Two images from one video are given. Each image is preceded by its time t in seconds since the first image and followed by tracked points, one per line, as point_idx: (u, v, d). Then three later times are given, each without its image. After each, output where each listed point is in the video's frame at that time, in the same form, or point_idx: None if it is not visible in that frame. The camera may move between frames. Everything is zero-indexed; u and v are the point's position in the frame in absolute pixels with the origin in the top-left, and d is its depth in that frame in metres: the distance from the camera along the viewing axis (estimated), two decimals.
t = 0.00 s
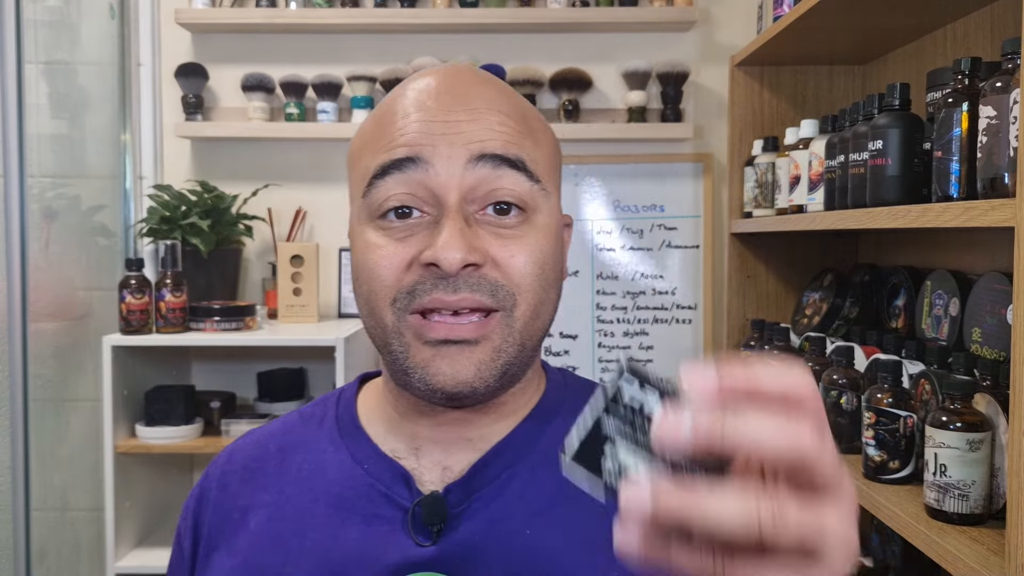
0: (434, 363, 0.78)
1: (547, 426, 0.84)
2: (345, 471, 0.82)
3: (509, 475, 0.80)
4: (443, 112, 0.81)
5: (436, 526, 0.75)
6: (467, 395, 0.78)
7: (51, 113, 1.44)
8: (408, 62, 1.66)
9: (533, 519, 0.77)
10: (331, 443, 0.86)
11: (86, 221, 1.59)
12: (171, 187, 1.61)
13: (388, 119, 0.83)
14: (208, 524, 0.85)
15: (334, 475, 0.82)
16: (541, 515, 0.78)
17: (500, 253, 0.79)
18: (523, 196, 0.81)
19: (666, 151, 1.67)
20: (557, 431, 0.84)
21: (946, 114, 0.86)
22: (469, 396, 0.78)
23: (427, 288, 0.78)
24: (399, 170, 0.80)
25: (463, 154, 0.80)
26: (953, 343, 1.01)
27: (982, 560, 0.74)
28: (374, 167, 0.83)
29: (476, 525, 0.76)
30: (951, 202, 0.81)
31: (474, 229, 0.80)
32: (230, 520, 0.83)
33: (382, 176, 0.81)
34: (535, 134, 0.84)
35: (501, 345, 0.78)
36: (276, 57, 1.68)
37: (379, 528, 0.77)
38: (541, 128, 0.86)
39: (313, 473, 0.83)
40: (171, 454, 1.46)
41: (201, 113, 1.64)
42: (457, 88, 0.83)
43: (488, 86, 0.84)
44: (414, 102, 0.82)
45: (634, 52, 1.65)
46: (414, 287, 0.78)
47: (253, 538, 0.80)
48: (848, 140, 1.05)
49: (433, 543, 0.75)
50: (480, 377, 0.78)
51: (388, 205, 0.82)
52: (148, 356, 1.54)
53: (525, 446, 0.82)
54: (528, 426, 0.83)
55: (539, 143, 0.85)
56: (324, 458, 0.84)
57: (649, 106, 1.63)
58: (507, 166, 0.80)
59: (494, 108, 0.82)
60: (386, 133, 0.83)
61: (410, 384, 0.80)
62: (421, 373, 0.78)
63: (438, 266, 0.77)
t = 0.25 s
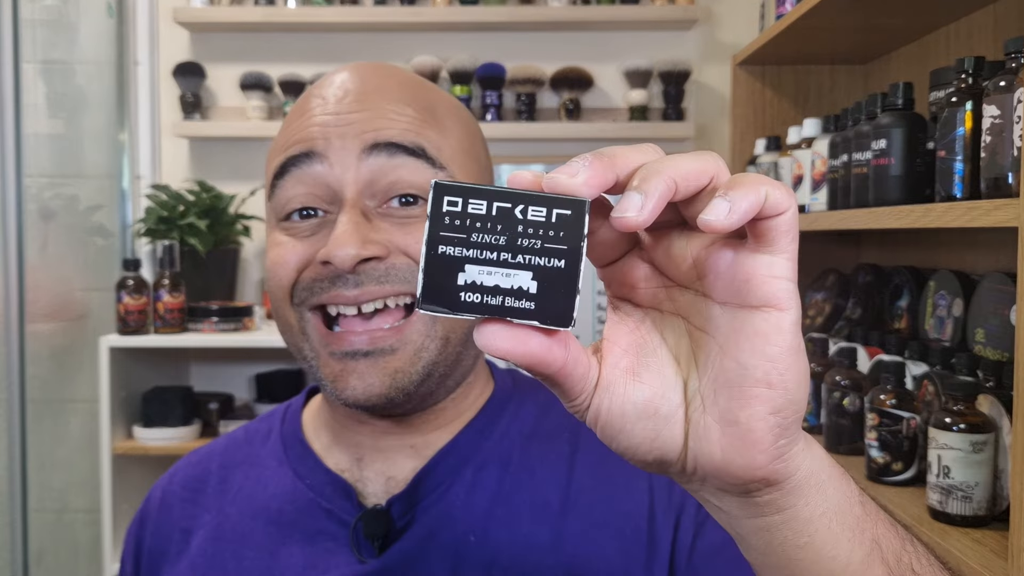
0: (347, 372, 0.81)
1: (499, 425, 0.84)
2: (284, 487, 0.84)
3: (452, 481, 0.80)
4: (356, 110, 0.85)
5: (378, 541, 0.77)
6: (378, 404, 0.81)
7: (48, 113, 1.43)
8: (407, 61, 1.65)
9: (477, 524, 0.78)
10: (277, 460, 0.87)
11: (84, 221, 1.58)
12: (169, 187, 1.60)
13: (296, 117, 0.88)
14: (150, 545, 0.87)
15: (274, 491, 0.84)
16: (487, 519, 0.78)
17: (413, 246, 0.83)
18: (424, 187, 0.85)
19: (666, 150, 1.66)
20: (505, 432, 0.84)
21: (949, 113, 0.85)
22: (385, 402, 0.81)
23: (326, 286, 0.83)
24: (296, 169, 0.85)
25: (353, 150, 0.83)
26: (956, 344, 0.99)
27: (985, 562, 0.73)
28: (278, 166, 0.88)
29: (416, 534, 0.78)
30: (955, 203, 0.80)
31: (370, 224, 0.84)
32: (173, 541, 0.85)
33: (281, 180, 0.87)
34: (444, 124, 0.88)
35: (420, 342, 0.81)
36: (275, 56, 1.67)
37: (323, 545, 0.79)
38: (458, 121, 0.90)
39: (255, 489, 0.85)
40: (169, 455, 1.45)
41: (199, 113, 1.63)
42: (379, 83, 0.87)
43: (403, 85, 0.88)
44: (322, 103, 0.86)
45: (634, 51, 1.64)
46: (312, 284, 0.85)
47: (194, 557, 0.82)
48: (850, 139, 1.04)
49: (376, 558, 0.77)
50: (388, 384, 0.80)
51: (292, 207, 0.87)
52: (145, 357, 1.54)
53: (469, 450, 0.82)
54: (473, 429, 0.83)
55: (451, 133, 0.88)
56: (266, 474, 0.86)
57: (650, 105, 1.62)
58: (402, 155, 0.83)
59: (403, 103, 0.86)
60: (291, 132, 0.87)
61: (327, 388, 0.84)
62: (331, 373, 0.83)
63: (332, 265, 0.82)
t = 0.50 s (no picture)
0: (346, 360, 0.82)
1: (502, 428, 0.84)
2: (288, 488, 0.84)
3: (455, 483, 0.80)
4: (356, 109, 0.85)
5: (380, 543, 0.78)
6: (376, 395, 0.81)
7: (48, 113, 1.43)
8: (407, 61, 1.65)
9: (481, 526, 0.78)
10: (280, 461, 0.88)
11: (84, 221, 1.58)
12: (169, 187, 1.60)
13: (298, 118, 0.88)
14: (157, 546, 0.88)
15: (278, 492, 0.84)
16: (490, 521, 0.78)
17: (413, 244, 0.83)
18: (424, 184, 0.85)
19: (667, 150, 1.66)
20: (508, 435, 0.84)
21: (949, 113, 0.85)
22: (383, 394, 0.81)
23: (327, 285, 0.83)
24: (297, 169, 0.86)
25: (355, 148, 0.84)
26: (956, 344, 0.99)
27: (986, 561, 0.73)
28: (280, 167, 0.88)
29: (420, 535, 0.77)
30: (956, 203, 0.80)
31: (372, 221, 0.84)
32: (178, 542, 0.86)
33: (284, 179, 0.87)
34: (444, 122, 0.87)
35: (417, 335, 0.81)
36: (275, 56, 1.67)
37: (325, 546, 0.79)
38: (459, 119, 0.89)
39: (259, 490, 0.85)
40: (169, 455, 1.45)
41: (199, 113, 1.63)
42: (377, 83, 0.87)
43: (405, 84, 0.88)
44: (323, 102, 0.86)
45: (634, 51, 1.64)
46: (316, 283, 0.84)
47: (198, 558, 0.82)
48: (850, 139, 1.04)
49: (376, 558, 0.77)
50: (387, 377, 0.80)
51: (295, 206, 0.88)
52: (146, 357, 1.54)
53: (472, 452, 0.82)
54: (476, 431, 0.83)
55: (451, 131, 0.87)
56: (269, 477, 0.86)
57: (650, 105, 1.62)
58: (404, 153, 0.83)
59: (402, 102, 0.86)
60: (292, 133, 0.88)
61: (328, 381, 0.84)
62: (333, 368, 0.83)
63: (334, 262, 0.81)
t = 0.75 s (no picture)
0: (350, 357, 0.82)
1: (505, 429, 0.84)
2: (292, 489, 0.84)
3: (458, 484, 0.80)
4: (358, 109, 0.85)
5: (383, 543, 0.78)
6: (380, 390, 0.81)
7: (48, 112, 1.43)
8: (407, 61, 1.65)
9: (484, 527, 0.78)
10: (285, 462, 0.88)
11: (84, 221, 1.58)
12: (169, 187, 1.60)
13: (300, 118, 0.89)
14: (160, 547, 0.88)
15: (282, 493, 0.84)
16: (494, 522, 0.78)
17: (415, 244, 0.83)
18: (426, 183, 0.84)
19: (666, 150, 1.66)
20: (511, 435, 0.84)
21: (949, 113, 0.85)
22: (387, 389, 0.81)
23: (330, 286, 0.83)
24: (298, 170, 0.86)
25: (356, 148, 0.83)
26: (956, 344, 0.99)
27: (986, 562, 0.73)
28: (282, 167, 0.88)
29: (423, 536, 0.77)
30: (956, 203, 0.80)
31: (374, 221, 0.84)
32: (183, 542, 0.86)
33: (285, 180, 0.87)
34: (446, 122, 0.87)
35: (415, 331, 0.81)
36: (275, 56, 1.67)
37: (328, 547, 0.79)
38: (460, 119, 0.89)
39: (263, 491, 0.85)
40: (169, 455, 1.45)
41: (199, 113, 1.63)
42: (378, 84, 0.87)
43: (406, 83, 0.88)
44: (325, 102, 0.86)
45: (634, 51, 1.64)
46: (320, 286, 0.84)
47: (201, 559, 0.82)
48: (850, 139, 1.04)
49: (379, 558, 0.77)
50: (389, 372, 0.81)
51: (296, 207, 0.88)
52: (146, 357, 1.54)
53: (477, 452, 0.82)
54: (480, 431, 0.83)
55: (453, 131, 0.87)
56: (273, 478, 0.86)
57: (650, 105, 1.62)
58: (406, 152, 0.83)
59: (403, 102, 0.86)
60: (295, 133, 0.88)
61: (331, 379, 0.84)
62: (337, 367, 0.83)
63: (336, 262, 0.81)
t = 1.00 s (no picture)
0: (357, 366, 0.82)
1: (507, 428, 0.84)
2: (295, 490, 0.84)
3: (461, 483, 0.80)
4: (359, 109, 0.85)
5: (386, 543, 0.78)
6: (389, 400, 0.81)
7: (48, 113, 1.43)
8: (407, 60, 1.65)
9: (487, 527, 0.78)
10: (287, 462, 0.88)
11: (84, 221, 1.58)
12: (169, 187, 1.60)
13: (301, 119, 0.88)
14: (164, 546, 0.88)
15: (285, 493, 0.84)
16: (496, 521, 0.78)
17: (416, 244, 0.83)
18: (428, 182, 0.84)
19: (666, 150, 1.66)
20: (514, 435, 0.84)
21: (949, 113, 0.85)
22: (397, 398, 0.81)
23: (334, 288, 0.83)
24: (299, 170, 0.85)
25: (357, 149, 0.83)
26: (957, 344, 0.99)
27: (986, 562, 0.73)
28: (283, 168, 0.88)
29: (425, 537, 0.77)
30: (956, 203, 0.80)
31: (376, 221, 0.83)
32: (186, 542, 0.86)
33: (287, 181, 0.87)
34: (447, 122, 0.87)
35: (426, 342, 0.81)
36: (275, 56, 1.67)
37: (330, 547, 0.79)
38: (461, 119, 0.89)
39: (266, 491, 0.85)
40: (169, 455, 1.45)
41: (199, 113, 1.63)
42: (379, 84, 0.87)
43: (405, 84, 0.88)
44: (325, 104, 0.86)
45: (634, 51, 1.64)
46: (324, 287, 0.84)
47: (204, 559, 0.82)
48: (851, 139, 1.04)
49: (382, 558, 0.77)
50: (398, 383, 0.81)
51: (298, 208, 0.87)
52: (146, 357, 1.54)
53: (480, 451, 0.82)
54: (482, 431, 0.83)
55: (453, 131, 0.87)
56: (275, 478, 0.86)
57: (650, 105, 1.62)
58: (406, 152, 0.83)
59: (404, 102, 0.86)
60: (295, 134, 0.88)
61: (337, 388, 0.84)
62: (343, 379, 0.83)
63: (339, 263, 0.81)
